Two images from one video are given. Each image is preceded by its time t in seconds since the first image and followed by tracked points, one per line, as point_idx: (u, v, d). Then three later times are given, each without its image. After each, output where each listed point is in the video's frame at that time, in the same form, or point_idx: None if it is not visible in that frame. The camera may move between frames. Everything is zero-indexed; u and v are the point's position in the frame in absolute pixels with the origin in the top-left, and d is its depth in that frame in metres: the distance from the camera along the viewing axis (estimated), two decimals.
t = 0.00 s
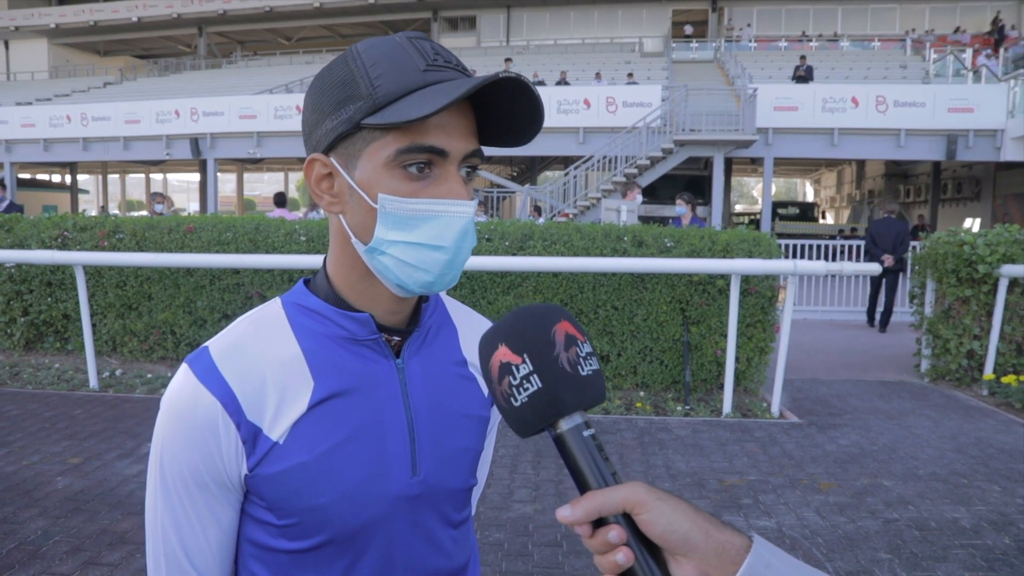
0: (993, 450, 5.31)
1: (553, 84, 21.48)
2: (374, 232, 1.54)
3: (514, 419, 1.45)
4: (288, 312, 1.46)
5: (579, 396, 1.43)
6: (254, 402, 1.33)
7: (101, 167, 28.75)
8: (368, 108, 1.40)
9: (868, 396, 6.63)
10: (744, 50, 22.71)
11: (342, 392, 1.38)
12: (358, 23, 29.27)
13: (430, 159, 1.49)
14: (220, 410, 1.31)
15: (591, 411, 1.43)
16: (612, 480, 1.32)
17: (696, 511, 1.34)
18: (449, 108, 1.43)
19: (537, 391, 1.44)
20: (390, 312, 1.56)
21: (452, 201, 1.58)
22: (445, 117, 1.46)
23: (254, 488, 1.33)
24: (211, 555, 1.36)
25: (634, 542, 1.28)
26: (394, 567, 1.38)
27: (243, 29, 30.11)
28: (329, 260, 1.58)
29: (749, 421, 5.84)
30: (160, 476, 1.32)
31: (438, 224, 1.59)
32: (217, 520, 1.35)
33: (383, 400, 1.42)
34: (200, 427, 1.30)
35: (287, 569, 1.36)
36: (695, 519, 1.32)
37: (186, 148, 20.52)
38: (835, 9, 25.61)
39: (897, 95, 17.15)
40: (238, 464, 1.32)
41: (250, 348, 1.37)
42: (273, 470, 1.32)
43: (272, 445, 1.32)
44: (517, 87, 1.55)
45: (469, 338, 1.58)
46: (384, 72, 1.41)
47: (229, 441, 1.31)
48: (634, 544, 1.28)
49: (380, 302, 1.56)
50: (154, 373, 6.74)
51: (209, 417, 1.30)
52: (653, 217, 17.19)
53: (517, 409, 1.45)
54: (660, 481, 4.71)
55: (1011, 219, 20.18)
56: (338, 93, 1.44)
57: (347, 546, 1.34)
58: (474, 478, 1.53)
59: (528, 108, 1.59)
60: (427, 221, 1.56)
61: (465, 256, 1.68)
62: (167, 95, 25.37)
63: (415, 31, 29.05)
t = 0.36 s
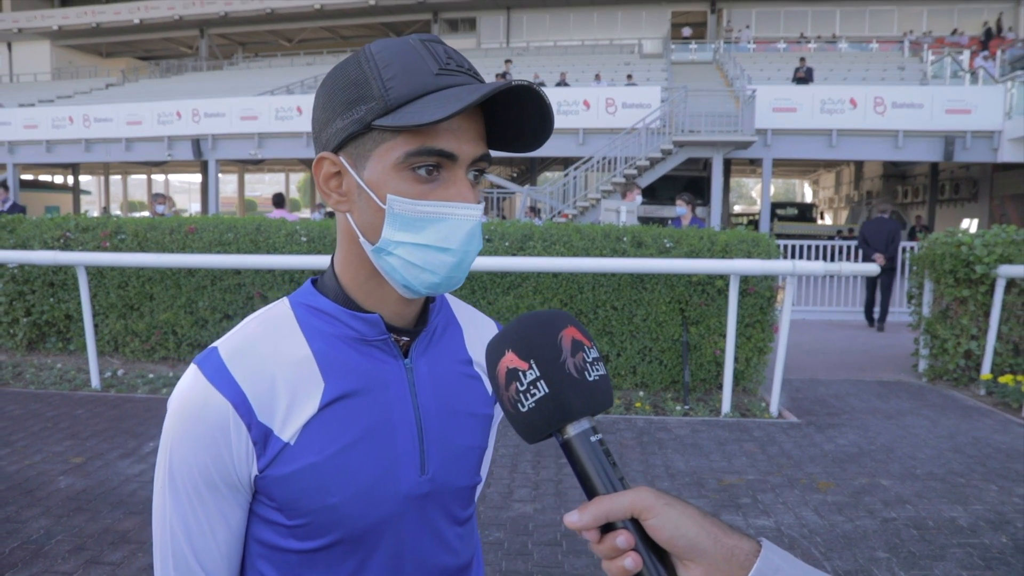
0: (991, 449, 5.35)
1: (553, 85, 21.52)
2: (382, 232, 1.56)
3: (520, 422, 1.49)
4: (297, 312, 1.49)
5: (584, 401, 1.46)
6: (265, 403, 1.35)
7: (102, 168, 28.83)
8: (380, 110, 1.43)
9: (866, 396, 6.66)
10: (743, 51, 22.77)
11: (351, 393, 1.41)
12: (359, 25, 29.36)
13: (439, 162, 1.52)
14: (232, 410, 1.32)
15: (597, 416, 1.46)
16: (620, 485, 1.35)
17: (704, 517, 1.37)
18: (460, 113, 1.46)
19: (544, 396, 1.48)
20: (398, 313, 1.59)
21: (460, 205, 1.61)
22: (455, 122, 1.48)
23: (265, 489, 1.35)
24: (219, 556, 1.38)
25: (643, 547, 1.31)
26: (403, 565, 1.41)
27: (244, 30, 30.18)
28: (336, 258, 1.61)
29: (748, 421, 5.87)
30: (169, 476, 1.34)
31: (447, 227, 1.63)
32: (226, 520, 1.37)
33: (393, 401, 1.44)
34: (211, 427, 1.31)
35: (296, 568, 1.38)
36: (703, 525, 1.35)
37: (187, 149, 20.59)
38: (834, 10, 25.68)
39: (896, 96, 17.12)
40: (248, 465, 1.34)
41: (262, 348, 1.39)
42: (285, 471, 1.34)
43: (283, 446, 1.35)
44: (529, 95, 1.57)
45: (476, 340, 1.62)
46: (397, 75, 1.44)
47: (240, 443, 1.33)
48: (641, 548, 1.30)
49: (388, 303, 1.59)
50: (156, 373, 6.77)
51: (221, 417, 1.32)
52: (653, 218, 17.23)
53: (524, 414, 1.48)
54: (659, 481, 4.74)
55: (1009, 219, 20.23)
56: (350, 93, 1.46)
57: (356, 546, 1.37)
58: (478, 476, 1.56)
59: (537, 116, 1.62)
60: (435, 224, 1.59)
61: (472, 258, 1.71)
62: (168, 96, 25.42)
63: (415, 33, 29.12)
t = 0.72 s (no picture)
0: (991, 448, 5.35)
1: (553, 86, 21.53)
2: (389, 234, 1.56)
3: (525, 421, 1.49)
4: (303, 313, 1.48)
5: (589, 398, 1.46)
6: (270, 405, 1.34)
7: (102, 169, 28.83)
8: (387, 111, 1.42)
9: (866, 396, 6.66)
10: (743, 51, 22.74)
11: (356, 396, 1.40)
12: (359, 25, 29.36)
13: (445, 161, 1.52)
14: (238, 413, 1.31)
15: (602, 414, 1.46)
16: (624, 485, 1.35)
17: (710, 518, 1.37)
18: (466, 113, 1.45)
19: (548, 393, 1.48)
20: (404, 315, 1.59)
21: (465, 204, 1.61)
22: (461, 122, 1.48)
23: (270, 491, 1.35)
24: (222, 557, 1.37)
25: (646, 548, 1.31)
26: (406, 566, 1.41)
27: (243, 31, 30.19)
28: (341, 261, 1.60)
29: (748, 421, 5.87)
30: (173, 478, 1.32)
31: (454, 227, 1.62)
32: (230, 521, 1.36)
33: (399, 403, 1.44)
34: (216, 431, 1.30)
35: (300, 570, 1.38)
36: (709, 525, 1.35)
37: (186, 150, 20.60)
38: (834, 10, 25.65)
39: (895, 96, 17.12)
40: (254, 468, 1.33)
41: (266, 349, 1.39)
42: (291, 473, 1.33)
43: (289, 449, 1.34)
44: (536, 94, 1.57)
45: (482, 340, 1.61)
46: (402, 75, 1.43)
47: (245, 446, 1.32)
48: (644, 550, 1.31)
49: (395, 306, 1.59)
50: (156, 374, 6.78)
51: (226, 420, 1.30)
52: (653, 218, 17.23)
53: (528, 411, 1.49)
54: (659, 481, 4.74)
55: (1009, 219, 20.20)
56: (355, 94, 1.45)
57: (360, 547, 1.37)
58: (481, 476, 1.56)
59: (543, 115, 1.63)
60: (442, 225, 1.58)
61: (480, 258, 1.71)
62: (167, 97, 25.40)
63: (415, 33, 29.12)
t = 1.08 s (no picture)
0: (991, 448, 5.35)
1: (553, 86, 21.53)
2: (401, 237, 1.54)
3: (539, 424, 1.50)
4: (302, 314, 1.47)
5: (604, 400, 1.47)
6: (268, 407, 1.33)
7: (103, 168, 28.80)
8: (404, 110, 1.37)
9: (866, 396, 6.66)
10: (743, 51, 22.71)
11: (355, 399, 1.40)
12: (359, 25, 29.35)
13: (461, 165, 1.50)
14: (235, 416, 1.30)
15: (616, 418, 1.47)
16: (638, 489, 1.35)
17: (726, 525, 1.39)
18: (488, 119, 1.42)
19: (562, 395, 1.48)
20: (406, 316, 1.59)
21: (480, 209, 1.60)
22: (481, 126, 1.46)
23: (266, 495, 1.34)
24: (217, 560, 1.37)
25: (659, 552, 1.31)
26: (405, 571, 1.41)
27: (243, 31, 30.19)
28: (344, 260, 1.58)
29: (749, 421, 5.87)
30: (167, 481, 1.32)
31: (468, 231, 1.62)
32: (225, 525, 1.35)
33: (399, 406, 1.44)
34: (213, 434, 1.30)
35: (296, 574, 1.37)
36: (723, 531, 1.36)
37: (187, 150, 20.62)
38: (834, 10, 25.63)
39: (896, 96, 17.07)
40: (250, 472, 1.33)
41: (265, 350, 1.38)
42: (288, 478, 1.33)
43: (286, 453, 1.33)
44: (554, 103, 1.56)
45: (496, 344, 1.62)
46: (422, 75, 1.38)
47: (242, 449, 1.31)
48: (660, 555, 1.31)
49: (396, 307, 1.58)
50: (156, 374, 6.78)
51: (224, 424, 1.30)
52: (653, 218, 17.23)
53: (541, 412, 1.49)
54: (659, 481, 4.74)
55: (1009, 219, 20.20)
56: (369, 91, 1.40)
57: (358, 553, 1.36)
58: (481, 481, 1.56)
59: (560, 123, 1.62)
60: (456, 229, 1.58)
61: (493, 263, 1.72)
62: (168, 97, 25.41)
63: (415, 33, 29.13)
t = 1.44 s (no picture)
0: (991, 449, 5.35)
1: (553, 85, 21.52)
2: (416, 248, 1.51)
3: (549, 424, 1.54)
4: (286, 316, 1.45)
5: (616, 402, 1.48)
6: (253, 408, 1.32)
7: (103, 168, 28.75)
8: (436, 126, 1.36)
9: (866, 396, 6.66)
10: (743, 51, 22.66)
11: (341, 397, 1.38)
12: (359, 25, 29.35)
13: (479, 181, 1.49)
14: (218, 416, 1.30)
15: (625, 421, 1.47)
16: (646, 494, 1.36)
17: (732, 533, 1.42)
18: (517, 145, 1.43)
19: (572, 396, 1.51)
20: (398, 318, 1.58)
21: (492, 226, 1.58)
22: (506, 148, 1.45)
23: (253, 499, 1.33)
24: (206, 567, 1.36)
25: (666, 558, 1.32)
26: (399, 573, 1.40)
27: (243, 30, 30.17)
28: (339, 260, 1.54)
29: (749, 421, 5.87)
30: (150, 485, 1.31)
31: (479, 247, 1.59)
32: (212, 531, 1.35)
33: (385, 405, 1.43)
34: (196, 436, 1.29)
35: None
36: (729, 539, 1.38)
37: (187, 149, 20.61)
38: (834, 10, 25.61)
39: (896, 96, 17.08)
40: (235, 475, 1.32)
41: (250, 353, 1.36)
42: (274, 479, 1.32)
43: (271, 453, 1.32)
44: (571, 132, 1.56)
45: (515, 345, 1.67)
46: (457, 90, 1.37)
47: (225, 451, 1.30)
48: (665, 560, 1.32)
49: (389, 306, 1.55)
50: (156, 373, 6.78)
51: (206, 424, 1.29)
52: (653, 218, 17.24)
53: (551, 412, 1.54)
54: (659, 481, 4.74)
55: (1009, 220, 20.19)
56: (398, 99, 1.36)
57: (350, 555, 1.35)
58: (474, 480, 1.55)
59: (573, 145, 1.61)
60: (470, 246, 1.56)
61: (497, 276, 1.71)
62: (168, 96, 25.42)
63: (416, 33, 29.12)
